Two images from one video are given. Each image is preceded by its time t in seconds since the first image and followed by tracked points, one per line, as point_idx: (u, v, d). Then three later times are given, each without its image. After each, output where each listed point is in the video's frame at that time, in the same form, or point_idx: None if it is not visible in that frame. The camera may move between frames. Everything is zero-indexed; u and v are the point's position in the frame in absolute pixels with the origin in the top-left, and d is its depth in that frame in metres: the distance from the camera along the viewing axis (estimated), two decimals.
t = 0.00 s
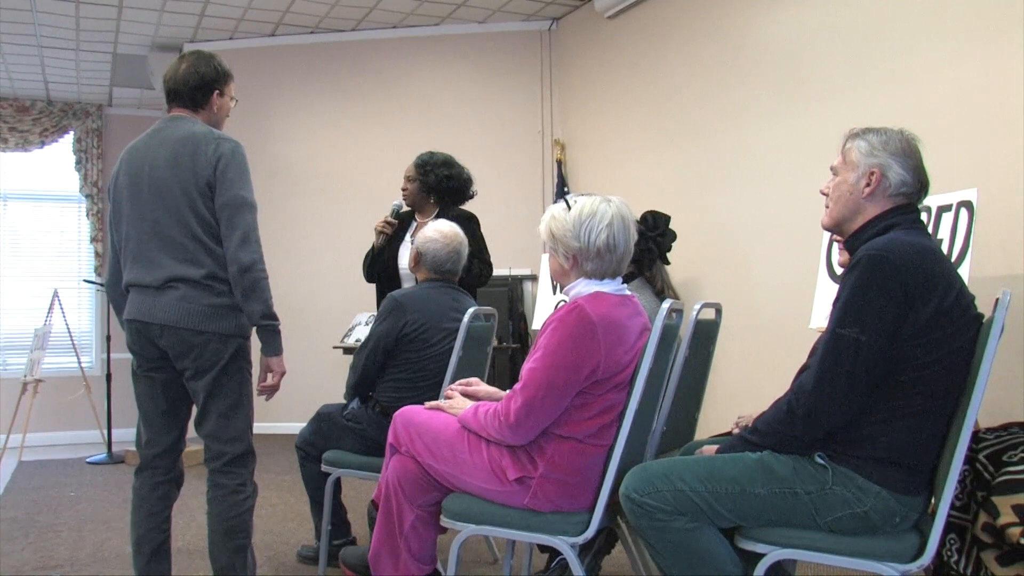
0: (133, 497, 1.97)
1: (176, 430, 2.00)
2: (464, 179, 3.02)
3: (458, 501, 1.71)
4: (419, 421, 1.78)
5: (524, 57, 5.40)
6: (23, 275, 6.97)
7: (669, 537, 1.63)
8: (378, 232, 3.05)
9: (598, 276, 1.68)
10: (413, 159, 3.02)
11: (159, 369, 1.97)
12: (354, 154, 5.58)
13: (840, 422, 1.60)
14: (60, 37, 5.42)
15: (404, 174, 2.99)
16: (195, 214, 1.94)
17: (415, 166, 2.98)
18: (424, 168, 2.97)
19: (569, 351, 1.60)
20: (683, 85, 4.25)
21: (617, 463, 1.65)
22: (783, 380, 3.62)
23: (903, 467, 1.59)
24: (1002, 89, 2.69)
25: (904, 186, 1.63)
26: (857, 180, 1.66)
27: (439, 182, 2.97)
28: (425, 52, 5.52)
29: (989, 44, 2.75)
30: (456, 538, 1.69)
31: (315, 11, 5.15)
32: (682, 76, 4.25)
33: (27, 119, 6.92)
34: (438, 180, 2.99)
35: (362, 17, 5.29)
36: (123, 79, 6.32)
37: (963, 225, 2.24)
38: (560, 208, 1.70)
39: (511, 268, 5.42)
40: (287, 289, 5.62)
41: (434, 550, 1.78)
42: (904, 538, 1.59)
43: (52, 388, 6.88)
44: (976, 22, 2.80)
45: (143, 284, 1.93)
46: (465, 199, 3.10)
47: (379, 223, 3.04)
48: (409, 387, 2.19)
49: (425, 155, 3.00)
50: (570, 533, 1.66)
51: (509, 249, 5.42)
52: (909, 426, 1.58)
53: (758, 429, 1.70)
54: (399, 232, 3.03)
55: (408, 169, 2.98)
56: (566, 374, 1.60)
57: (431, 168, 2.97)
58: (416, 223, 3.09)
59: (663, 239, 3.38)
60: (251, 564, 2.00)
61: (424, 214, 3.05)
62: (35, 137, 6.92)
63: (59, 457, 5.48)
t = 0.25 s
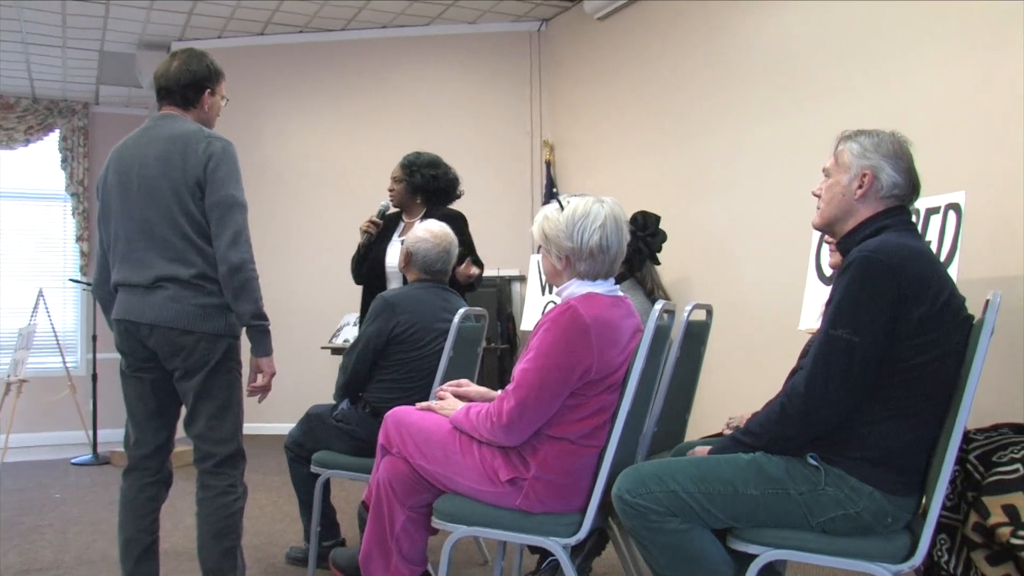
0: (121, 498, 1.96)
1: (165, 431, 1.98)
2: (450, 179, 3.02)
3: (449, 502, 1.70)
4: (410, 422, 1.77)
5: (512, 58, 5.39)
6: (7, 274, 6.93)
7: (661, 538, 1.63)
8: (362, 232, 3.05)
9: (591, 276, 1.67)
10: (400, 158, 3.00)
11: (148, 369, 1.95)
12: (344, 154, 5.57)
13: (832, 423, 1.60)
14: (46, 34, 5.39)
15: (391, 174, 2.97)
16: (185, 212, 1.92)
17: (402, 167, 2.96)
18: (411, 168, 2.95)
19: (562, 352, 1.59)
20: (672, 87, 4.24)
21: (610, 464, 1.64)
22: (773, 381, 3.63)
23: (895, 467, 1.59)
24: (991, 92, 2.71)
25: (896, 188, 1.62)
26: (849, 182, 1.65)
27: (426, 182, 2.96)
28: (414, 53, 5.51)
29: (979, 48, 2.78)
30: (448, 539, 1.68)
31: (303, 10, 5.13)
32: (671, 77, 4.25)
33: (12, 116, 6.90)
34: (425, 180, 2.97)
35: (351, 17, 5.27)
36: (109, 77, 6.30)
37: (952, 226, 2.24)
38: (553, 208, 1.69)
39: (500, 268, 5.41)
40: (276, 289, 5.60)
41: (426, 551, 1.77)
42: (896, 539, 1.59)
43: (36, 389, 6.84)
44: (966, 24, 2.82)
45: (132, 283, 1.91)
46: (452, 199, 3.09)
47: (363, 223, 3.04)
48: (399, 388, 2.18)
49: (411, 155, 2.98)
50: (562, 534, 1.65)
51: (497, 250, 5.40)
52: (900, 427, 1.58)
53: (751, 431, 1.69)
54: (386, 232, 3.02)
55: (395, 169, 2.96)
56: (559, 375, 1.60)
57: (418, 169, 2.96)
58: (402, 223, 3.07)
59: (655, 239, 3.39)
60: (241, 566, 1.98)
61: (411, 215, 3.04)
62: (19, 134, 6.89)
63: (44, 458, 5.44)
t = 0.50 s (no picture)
0: (90, 505, 1.94)
1: (135, 436, 1.96)
2: (414, 181, 3.00)
3: (424, 505, 1.69)
4: (384, 425, 1.76)
5: (482, 60, 5.40)
6: None
7: (636, 539, 1.63)
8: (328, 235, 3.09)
9: (564, 278, 1.66)
10: (366, 160, 2.99)
11: (117, 374, 1.93)
12: (315, 156, 5.54)
13: (805, 423, 1.60)
14: (8, 34, 5.30)
15: (354, 177, 2.98)
16: (154, 215, 1.90)
17: (364, 169, 2.96)
18: (374, 171, 2.94)
19: (537, 354, 1.59)
20: (640, 89, 4.26)
21: (585, 465, 1.64)
22: (739, 382, 3.63)
23: (867, 465, 1.60)
24: (948, 90, 2.70)
25: (867, 189, 1.63)
26: (821, 184, 1.65)
27: (388, 185, 2.94)
28: (383, 55, 5.49)
29: (934, 45, 2.76)
30: (423, 541, 1.68)
31: (271, 11, 5.09)
32: (639, 80, 4.27)
33: None
34: (388, 183, 2.95)
35: (320, 18, 5.25)
36: (74, 79, 6.22)
37: (918, 231, 2.17)
38: (527, 210, 1.68)
39: (469, 271, 5.42)
40: (247, 292, 5.55)
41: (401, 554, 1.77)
42: (869, 536, 1.60)
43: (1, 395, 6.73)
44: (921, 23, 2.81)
45: (101, 287, 1.89)
46: (417, 201, 3.08)
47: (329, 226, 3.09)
48: (372, 390, 2.17)
49: (375, 157, 2.97)
50: (537, 536, 1.65)
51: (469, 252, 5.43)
52: (873, 426, 1.59)
53: (725, 431, 1.69)
54: (349, 235, 3.03)
55: (358, 172, 2.96)
56: (533, 377, 1.59)
57: (381, 171, 2.94)
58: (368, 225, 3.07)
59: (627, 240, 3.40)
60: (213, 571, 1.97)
61: (375, 217, 3.04)
62: None
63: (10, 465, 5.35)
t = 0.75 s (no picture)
0: (56, 512, 1.92)
1: (103, 442, 1.94)
2: (374, 186, 2.99)
3: (396, 508, 1.69)
4: (355, 428, 1.75)
5: (449, 64, 5.42)
6: None
7: (609, 539, 1.63)
8: (288, 239, 3.11)
9: (535, 280, 1.67)
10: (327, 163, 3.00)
11: (84, 379, 1.91)
12: (283, 158, 5.50)
13: (777, 423, 1.60)
14: None
15: (314, 181, 2.98)
16: (122, 218, 1.88)
17: (324, 173, 2.96)
18: (332, 175, 2.95)
19: (508, 355, 1.59)
20: (605, 92, 4.29)
21: (558, 466, 1.64)
22: (706, 382, 3.65)
23: (838, 464, 1.61)
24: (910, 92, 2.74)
25: (835, 190, 1.64)
26: (790, 185, 1.66)
27: (346, 189, 2.94)
28: (351, 58, 5.48)
29: (895, 48, 2.80)
30: (395, 545, 1.68)
31: (238, 14, 5.06)
32: (604, 83, 4.30)
33: None
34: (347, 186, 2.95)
35: (288, 21, 5.22)
36: (37, 81, 6.14)
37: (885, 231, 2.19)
38: (497, 212, 1.67)
39: (435, 273, 5.42)
40: (216, 296, 5.51)
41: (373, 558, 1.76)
42: (840, 534, 1.61)
43: None
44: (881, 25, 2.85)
45: (67, 291, 1.87)
46: (379, 206, 3.06)
47: (289, 230, 3.11)
48: (343, 394, 2.17)
49: (335, 161, 2.98)
50: (510, 538, 1.65)
51: (438, 253, 5.45)
52: (842, 425, 1.60)
53: (697, 431, 1.69)
54: (309, 239, 3.04)
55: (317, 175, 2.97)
56: (505, 379, 1.60)
57: (338, 175, 2.94)
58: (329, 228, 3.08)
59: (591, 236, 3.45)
60: None
61: (336, 222, 3.04)
62: None
63: None
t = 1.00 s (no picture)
0: (26, 512, 1.91)
1: (75, 441, 1.93)
2: (342, 184, 3.01)
3: (370, 506, 1.70)
4: (329, 426, 1.75)
5: (424, 62, 5.42)
6: None
7: (583, 536, 1.64)
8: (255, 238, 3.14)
9: (510, 278, 1.67)
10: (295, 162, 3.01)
11: (56, 377, 1.90)
12: (260, 156, 5.47)
13: (750, 420, 1.61)
14: None
15: (282, 180, 2.99)
16: (95, 215, 1.87)
17: (292, 172, 2.97)
18: (301, 174, 2.96)
19: (482, 354, 1.60)
20: (579, 92, 4.31)
21: (532, 464, 1.65)
22: (678, 381, 3.67)
23: (811, 462, 1.62)
24: (880, 92, 2.75)
25: (809, 190, 1.64)
26: (764, 184, 1.66)
27: (314, 188, 2.95)
28: (327, 55, 5.46)
29: (865, 49, 2.82)
30: (369, 543, 1.69)
31: (213, 10, 5.03)
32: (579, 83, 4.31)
33: None
34: (315, 186, 2.96)
35: (263, 18, 5.19)
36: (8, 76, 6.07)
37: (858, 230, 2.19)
38: (474, 209, 1.68)
39: (410, 272, 5.42)
40: (192, 294, 5.47)
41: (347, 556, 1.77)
42: (812, 530, 1.62)
43: None
44: (850, 26, 2.87)
45: (38, 288, 1.86)
46: (347, 203, 3.08)
47: (258, 230, 3.11)
48: (318, 392, 2.17)
49: (303, 160, 2.98)
50: (485, 535, 1.66)
51: (413, 252, 5.46)
52: (815, 423, 1.62)
53: (671, 428, 1.70)
54: (278, 238, 3.05)
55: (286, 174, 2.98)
56: (480, 377, 1.61)
57: (306, 174, 2.95)
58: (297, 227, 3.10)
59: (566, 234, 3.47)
60: None
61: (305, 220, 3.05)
62: None
63: None
